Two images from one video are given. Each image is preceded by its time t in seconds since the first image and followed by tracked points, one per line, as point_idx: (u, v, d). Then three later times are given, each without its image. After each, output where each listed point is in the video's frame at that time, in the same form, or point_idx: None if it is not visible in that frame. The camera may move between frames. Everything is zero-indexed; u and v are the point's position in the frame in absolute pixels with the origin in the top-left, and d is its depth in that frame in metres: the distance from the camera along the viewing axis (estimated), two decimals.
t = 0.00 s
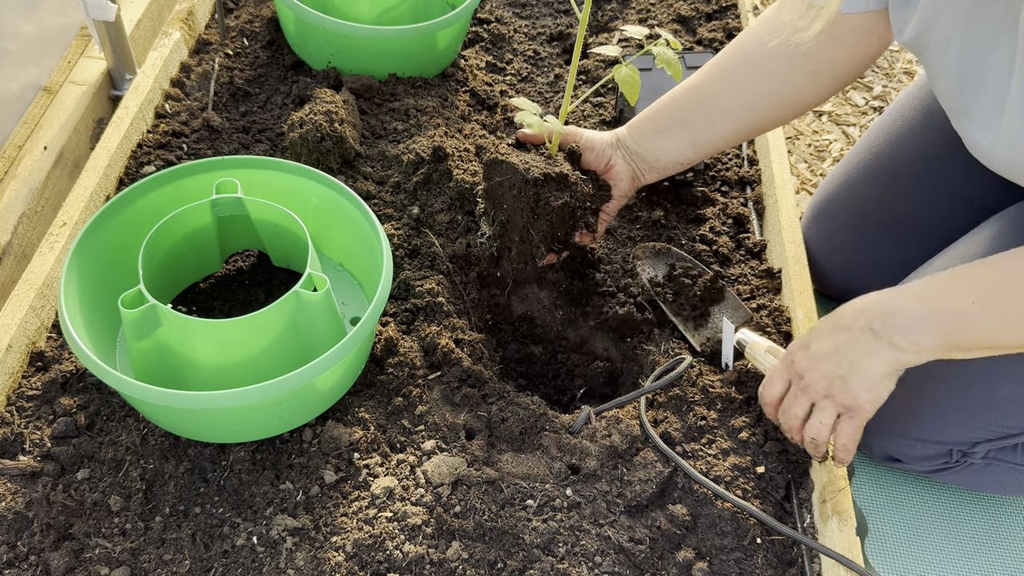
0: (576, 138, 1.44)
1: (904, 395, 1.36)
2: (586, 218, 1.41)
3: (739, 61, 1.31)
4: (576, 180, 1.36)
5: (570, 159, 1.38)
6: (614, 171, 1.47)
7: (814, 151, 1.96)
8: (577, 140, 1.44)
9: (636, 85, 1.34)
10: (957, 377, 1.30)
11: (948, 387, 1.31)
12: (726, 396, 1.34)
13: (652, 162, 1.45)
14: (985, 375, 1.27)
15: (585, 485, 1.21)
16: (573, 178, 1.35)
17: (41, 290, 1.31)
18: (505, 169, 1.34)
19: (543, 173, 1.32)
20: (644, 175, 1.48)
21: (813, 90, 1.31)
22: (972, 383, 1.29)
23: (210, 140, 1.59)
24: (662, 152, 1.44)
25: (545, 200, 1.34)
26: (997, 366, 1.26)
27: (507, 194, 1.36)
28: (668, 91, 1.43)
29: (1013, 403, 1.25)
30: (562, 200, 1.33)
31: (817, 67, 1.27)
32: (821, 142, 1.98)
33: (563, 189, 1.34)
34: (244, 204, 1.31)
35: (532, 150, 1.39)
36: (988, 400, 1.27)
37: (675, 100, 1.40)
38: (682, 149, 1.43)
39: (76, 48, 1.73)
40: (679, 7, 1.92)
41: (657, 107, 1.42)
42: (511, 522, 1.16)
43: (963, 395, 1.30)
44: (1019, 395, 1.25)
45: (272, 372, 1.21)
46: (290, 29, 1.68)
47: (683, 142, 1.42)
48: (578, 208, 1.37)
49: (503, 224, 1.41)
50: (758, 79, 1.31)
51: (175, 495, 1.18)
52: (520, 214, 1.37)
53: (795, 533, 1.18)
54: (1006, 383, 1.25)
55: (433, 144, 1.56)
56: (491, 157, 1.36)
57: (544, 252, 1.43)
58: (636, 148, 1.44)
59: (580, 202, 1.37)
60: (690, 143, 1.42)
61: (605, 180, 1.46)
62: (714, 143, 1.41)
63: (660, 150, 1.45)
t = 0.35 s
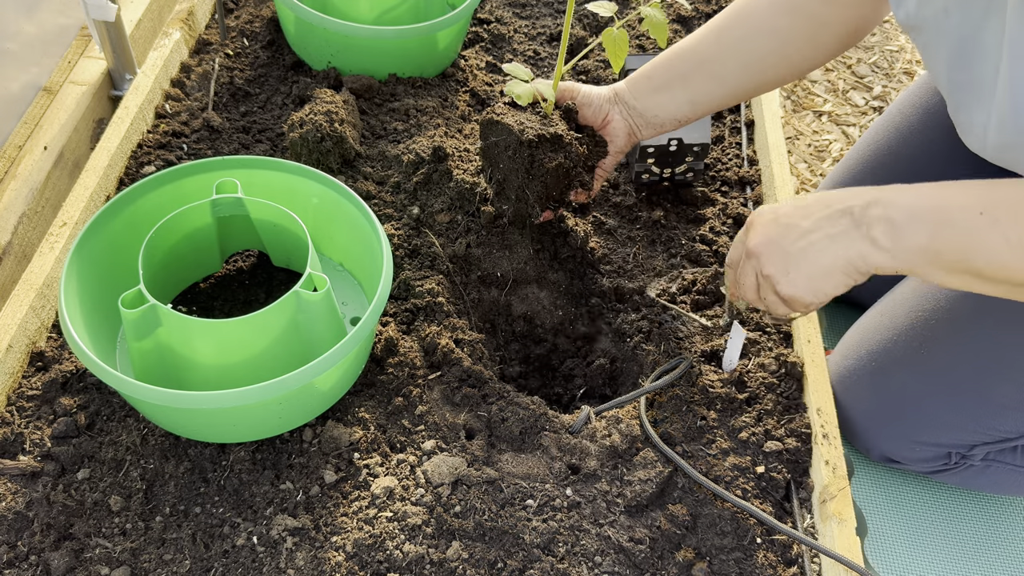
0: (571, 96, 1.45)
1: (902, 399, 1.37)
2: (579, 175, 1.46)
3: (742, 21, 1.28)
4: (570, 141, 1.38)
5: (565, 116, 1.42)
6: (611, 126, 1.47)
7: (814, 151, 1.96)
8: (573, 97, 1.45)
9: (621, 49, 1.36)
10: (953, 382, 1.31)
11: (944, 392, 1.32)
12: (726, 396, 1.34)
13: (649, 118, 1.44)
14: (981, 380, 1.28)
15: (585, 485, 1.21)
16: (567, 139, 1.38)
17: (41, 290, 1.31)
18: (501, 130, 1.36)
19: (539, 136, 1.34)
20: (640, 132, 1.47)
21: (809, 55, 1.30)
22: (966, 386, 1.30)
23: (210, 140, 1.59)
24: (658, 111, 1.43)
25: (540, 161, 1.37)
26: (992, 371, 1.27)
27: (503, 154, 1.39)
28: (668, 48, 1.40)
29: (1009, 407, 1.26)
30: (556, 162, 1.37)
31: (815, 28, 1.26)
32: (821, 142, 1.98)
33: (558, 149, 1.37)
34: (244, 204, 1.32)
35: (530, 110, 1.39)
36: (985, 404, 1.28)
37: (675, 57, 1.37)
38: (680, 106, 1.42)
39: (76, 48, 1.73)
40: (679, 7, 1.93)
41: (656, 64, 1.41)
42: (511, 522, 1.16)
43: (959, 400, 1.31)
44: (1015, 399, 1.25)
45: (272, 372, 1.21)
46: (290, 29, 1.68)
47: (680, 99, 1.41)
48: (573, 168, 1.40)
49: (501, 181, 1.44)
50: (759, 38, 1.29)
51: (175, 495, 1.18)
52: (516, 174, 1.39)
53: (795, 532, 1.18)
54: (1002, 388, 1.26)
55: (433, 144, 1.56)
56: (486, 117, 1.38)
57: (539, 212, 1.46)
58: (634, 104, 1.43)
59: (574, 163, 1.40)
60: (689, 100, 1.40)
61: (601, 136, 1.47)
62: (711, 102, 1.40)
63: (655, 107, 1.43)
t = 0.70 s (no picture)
0: (566, 86, 1.49)
1: (899, 401, 1.38)
2: (573, 164, 1.46)
3: (742, 19, 1.25)
4: (565, 129, 1.40)
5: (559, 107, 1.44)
6: (606, 118, 1.51)
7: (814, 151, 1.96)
8: (568, 88, 1.49)
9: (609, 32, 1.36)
10: (951, 386, 1.31)
11: (942, 395, 1.33)
12: (726, 396, 1.34)
13: (643, 110, 1.47)
14: (980, 385, 1.28)
15: (585, 485, 1.21)
16: (561, 126, 1.39)
17: (41, 290, 1.31)
18: (495, 117, 1.38)
19: (532, 121, 1.35)
20: (634, 124, 1.50)
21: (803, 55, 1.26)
22: (966, 392, 1.30)
23: (210, 140, 1.59)
24: (654, 102, 1.45)
25: (533, 147, 1.38)
26: (991, 375, 1.27)
27: (497, 142, 1.40)
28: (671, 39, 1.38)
29: (1007, 410, 1.27)
30: (550, 148, 1.37)
31: (812, 27, 1.20)
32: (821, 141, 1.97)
33: (551, 136, 1.38)
34: (244, 204, 1.32)
35: (522, 99, 1.41)
36: (983, 406, 1.29)
37: (673, 49, 1.37)
38: (675, 98, 1.43)
39: (76, 48, 1.73)
40: (679, 7, 1.93)
41: (657, 55, 1.41)
42: (511, 522, 1.16)
43: (958, 403, 1.31)
44: (1013, 402, 1.26)
45: (272, 372, 1.21)
46: (290, 29, 1.68)
47: (675, 92, 1.41)
48: (566, 154, 1.41)
49: (495, 171, 1.45)
50: (757, 37, 1.25)
51: (175, 495, 1.18)
52: (509, 161, 1.40)
53: (796, 532, 1.18)
54: (1000, 392, 1.26)
55: (433, 144, 1.56)
56: (481, 106, 1.40)
57: (534, 200, 1.46)
58: (628, 96, 1.46)
59: (568, 150, 1.42)
60: (683, 93, 1.41)
61: (595, 127, 1.51)
62: (705, 96, 1.39)
63: (652, 99, 1.45)
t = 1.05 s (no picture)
0: (569, 99, 1.48)
1: (895, 406, 1.37)
2: (576, 174, 1.43)
3: (744, 31, 1.24)
4: (568, 137, 1.38)
5: (564, 119, 1.42)
6: (610, 131, 1.50)
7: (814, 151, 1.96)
8: (571, 101, 1.48)
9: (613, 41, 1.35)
10: (948, 392, 1.31)
11: (940, 400, 1.33)
12: (727, 396, 1.34)
13: (647, 123, 1.46)
14: (977, 391, 1.28)
15: (585, 486, 1.21)
16: (563, 134, 1.37)
17: (41, 290, 1.31)
18: (497, 125, 1.36)
19: (533, 128, 1.34)
20: (639, 136, 1.49)
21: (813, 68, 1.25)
22: (963, 399, 1.30)
23: (209, 140, 1.59)
24: (658, 113, 1.44)
25: (534, 154, 1.35)
26: (989, 383, 1.27)
27: (498, 151, 1.38)
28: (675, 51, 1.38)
29: (1003, 418, 1.28)
30: (550, 154, 1.35)
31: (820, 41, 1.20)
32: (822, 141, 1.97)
33: (553, 143, 1.36)
34: (244, 204, 1.31)
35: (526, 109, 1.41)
36: (980, 413, 1.29)
37: (677, 62, 1.37)
38: (679, 110, 1.42)
39: (76, 48, 1.73)
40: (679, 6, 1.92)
41: (660, 68, 1.40)
42: (511, 523, 1.16)
43: (954, 409, 1.32)
44: (1010, 410, 1.26)
45: (272, 372, 1.21)
46: (290, 29, 1.68)
47: (679, 103, 1.41)
48: (568, 162, 1.38)
49: (497, 182, 1.43)
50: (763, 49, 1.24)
51: (175, 495, 1.17)
52: (510, 169, 1.38)
53: (796, 533, 1.17)
54: (997, 400, 1.27)
55: (433, 144, 1.56)
56: (483, 115, 1.38)
57: (535, 209, 1.45)
58: (632, 110, 1.46)
59: (569, 157, 1.38)
60: (687, 105, 1.41)
61: (600, 139, 1.49)
62: (710, 108, 1.39)
63: (657, 110, 1.44)
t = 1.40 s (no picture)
0: (579, 82, 1.49)
1: (898, 414, 1.37)
2: (585, 160, 1.44)
3: (764, 16, 1.25)
4: (578, 121, 1.41)
5: (573, 101, 1.44)
6: (619, 117, 1.47)
7: (814, 151, 1.96)
8: (582, 84, 1.49)
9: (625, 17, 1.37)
10: (951, 402, 1.30)
11: (943, 412, 1.32)
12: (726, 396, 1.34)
13: (659, 109, 1.45)
14: (980, 403, 1.27)
15: (585, 486, 1.21)
16: (573, 118, 1.40)
17: (41, 290, 1.31)
18: (505, 106, 1.41)
19: (542, 111, 1.37)
20: (649, 124, 1.48)
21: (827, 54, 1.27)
22: (967, 410, 1.29)
23: (210, 140, 1.59)
24: (669, 102, 1.44)
25: (543, 136, 1.38)
26: (991, 393, 1.26)
27: (506, 132, 1.41)
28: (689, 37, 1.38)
29: (1005, 427, 1.28)
30: (560, 137, 1.38)
31: (837, 24, 1.22)
32: (821, 141, 1.97)
33: (562, 127, 1.39)
34: (244, 204, 1.31)
35: (534, 91, 1.44)
36: (983, 423, 1.29)
37: (692, 46, 1.36)
38: (691, 98, 1.41)
39: (76, 48, 1.73)
40: (679, 7, 1.92)
41: (674, 54, 1.40)
42: (511, 522, 1.16)
43: (958, 419, 1.31)
44: (1013, 420, 1.26)
45: (273, 372, 1.21)
46: (290, 29, 1.68)
47: (691, 91, 1.40)
48: (577, 146, 1.41)
49: (503, 164, 1.46)
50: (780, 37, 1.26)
51: (175, 495, 1.17)
52: (518, 152, 1.41)
53: (796, 532, 1.18)
54: (999, 409, 1.27)
55: (433, 144, 1.56)
56: (490, 95, 1.44)
57: (542, 193, 1.46)
58: (643, 95, 1.44)
59: (579, 141, 1.41)
60: (700, 93, 1.40)
61: (608, 124, 1.48)
62: (723, 97, 1.38)
63: (669, 98, 1.43)
